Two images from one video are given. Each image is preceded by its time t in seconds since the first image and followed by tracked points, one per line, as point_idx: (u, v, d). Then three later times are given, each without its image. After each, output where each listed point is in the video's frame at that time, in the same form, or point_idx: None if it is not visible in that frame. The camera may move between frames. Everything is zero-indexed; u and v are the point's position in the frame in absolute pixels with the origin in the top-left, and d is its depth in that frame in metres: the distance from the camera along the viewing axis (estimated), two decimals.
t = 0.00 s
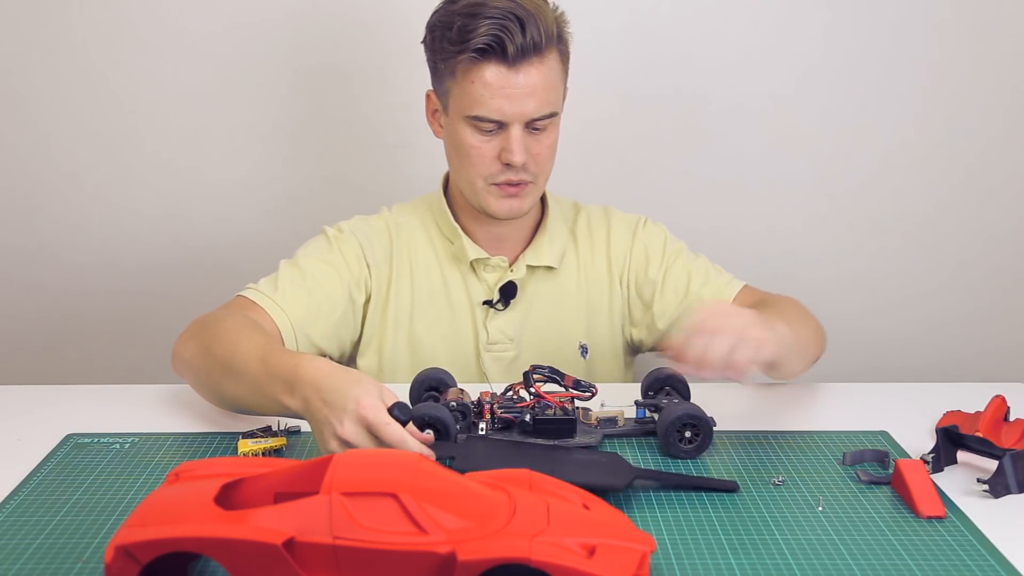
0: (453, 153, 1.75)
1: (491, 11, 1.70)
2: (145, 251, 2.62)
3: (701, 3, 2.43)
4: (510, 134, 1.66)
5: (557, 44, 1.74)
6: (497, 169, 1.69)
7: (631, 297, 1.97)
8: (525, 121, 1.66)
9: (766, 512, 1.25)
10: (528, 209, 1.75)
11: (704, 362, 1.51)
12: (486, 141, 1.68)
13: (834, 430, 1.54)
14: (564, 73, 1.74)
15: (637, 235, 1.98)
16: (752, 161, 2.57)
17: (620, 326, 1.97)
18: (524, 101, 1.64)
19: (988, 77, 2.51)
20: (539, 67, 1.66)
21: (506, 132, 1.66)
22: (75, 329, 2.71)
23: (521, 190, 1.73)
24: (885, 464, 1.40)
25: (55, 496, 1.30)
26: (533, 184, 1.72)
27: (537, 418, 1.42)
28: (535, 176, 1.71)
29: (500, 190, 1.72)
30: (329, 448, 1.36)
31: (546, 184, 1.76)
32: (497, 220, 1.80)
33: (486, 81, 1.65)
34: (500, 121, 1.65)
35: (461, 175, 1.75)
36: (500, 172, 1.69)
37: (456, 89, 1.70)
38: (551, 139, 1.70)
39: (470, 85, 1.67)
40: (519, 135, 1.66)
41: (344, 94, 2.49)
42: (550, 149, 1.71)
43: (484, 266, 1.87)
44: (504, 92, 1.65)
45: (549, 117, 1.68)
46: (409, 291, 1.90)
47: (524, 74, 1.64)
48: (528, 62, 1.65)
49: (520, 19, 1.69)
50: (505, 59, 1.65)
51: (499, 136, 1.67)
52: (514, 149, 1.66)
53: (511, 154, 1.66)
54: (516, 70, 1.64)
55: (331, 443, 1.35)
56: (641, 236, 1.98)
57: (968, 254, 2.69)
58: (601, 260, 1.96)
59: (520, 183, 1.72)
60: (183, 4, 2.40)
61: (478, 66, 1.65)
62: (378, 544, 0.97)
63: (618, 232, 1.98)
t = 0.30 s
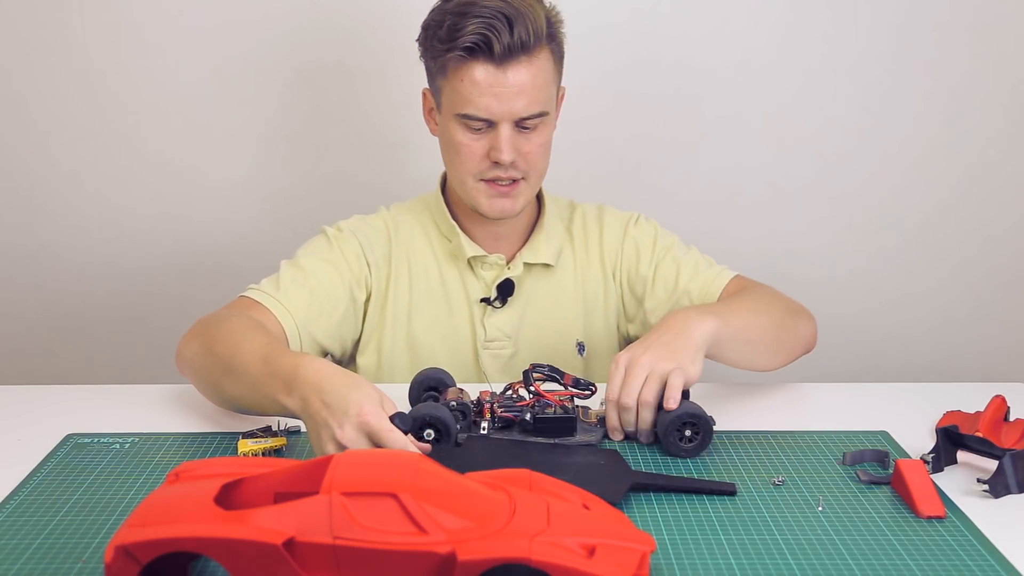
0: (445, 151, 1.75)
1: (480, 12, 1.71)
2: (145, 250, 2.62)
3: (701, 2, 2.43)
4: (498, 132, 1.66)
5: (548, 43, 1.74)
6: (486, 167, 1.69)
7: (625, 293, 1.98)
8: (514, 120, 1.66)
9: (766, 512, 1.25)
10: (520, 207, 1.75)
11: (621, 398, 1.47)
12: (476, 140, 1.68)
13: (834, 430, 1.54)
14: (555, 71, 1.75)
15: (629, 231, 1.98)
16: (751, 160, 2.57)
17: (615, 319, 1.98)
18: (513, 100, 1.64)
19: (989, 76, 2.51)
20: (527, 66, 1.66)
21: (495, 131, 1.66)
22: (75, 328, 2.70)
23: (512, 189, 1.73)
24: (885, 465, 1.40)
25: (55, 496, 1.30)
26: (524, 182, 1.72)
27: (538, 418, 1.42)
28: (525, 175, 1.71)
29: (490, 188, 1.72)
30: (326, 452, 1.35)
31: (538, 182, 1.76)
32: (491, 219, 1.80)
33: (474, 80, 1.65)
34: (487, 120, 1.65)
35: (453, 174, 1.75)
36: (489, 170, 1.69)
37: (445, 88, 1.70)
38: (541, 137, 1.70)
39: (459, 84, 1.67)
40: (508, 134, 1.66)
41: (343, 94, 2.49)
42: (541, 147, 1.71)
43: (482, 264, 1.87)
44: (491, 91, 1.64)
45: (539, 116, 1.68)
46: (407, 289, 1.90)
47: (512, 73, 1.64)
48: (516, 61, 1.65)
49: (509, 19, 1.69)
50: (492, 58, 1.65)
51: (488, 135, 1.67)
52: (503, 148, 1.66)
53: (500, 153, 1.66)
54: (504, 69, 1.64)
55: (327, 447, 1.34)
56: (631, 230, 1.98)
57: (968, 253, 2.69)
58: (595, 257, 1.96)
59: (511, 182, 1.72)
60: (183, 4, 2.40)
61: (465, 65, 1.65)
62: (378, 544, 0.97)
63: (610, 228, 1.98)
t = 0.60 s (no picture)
0: (439, 154, 1.75)
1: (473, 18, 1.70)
2: (145, 250, 2.62)
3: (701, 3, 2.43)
4: (491, 137, 1.66)
5: (543, 47, 1.73)
6: (479, 171, 1.70)
7: (629, 295, 1.98)
8: (507, 125, 1.66)
9: (766, 512, 1.25)
10: (514, 209, 1.76)
11: (624, 390, 1.48)
12: (469, 145, 1.68)
13: (834, 430, 1.54)
14: (550, 74, 1.74)
15: (631, 232, 1.98)
16: (751, 161, 2.57)
17: (615, 320, 1.98)
18: (506, 105, 1.64)
19: (989, 76, 2.51)
20: (519, 71, 1.65)
21: (488, 136, 1.66)
22: (75, 328, 2.70)
23: (506, 191, 1.73)
24: (885, 464, 1.40)
25: (55, 496, 1.30)
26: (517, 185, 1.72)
27: (546, 408, 1.45)
28: (519, 178, 1.71)
29: (484, 191, 1.73)
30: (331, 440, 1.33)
31: (532, 184, 1.76)
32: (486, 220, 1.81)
33: (467, 86, 1.65)
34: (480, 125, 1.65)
35: (447, 177, 1.75)
36: (482, 175, 1.70)
37: (439, 92, 1.70)
38: (535, 141, 1.70)
39: (452, 89, 1.67)
40: (502, 139, 1.66)
41: (343, 93, 2.49)
42: (535, 151, 1.71)
43: (479, 264, 1.86)
44: (484, 97, 1.64)
45: (532, 121, 1.67)
46: (404, 288, 1.90)
47: (504, 79, 1.64)
48: (509, 67, 1.65)
49: (502, 25, 1.68)
50: (484, 64, 1.64)
51: (481, 139, 1.67)
52: (496, 153, 1.66)
53: (492, 158, 1.66)
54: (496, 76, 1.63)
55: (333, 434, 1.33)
56: (634, 231, 1.98)
57: (968, 253, 2.69)
58: (595, 257, 1.96)
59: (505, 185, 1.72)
60: (183, 4, 2.40)
61: (458, 71, 1.65)
62: (378, 544, 0.97)
63: (612, 229, 1.99)
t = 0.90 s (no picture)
0: (439, 160, 1.75)
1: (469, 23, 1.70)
2: (145, 250, 2.62)
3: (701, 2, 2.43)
4: (491, 142, 1.65)
5: (540, 51, 1.74)
6: (480, 175, 1.69)
7: (628, 295, 1.98)
8: (506, 130, 1.65)
9: (766, 512, 1.25)
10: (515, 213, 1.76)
11: (616, 389, 1.48)
12: (469, 151, 1.68)
13: (834, 430, 1.54)
14: (547, 78, 1.74)
15: (630, 232, 1.98)
16: (751, 161, 2.57)
17: (615, 319, 1.98)
18: (505, 111, 1.64)
19: (989, 76, 2.51)
20: (518, 75, 1.65)
21: (487, 142, 1.66)
22: (75, 328, 2.70)
23: (507, 196, 1.73)
24: (885, 464, 1.40)
25: (55, 496, 1.30)
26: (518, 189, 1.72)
27: (539, 406, 1.46)
28: (519, 181, 1.71)
29: (486, 194, 1.72)
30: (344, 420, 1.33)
31: (533, 188, 1.76)
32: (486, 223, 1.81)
33: (466, 92, 1.65)
34: (480, 131, 1.65)
35: (447, 182, 1.75)
36: (483, 180, 1.69)
37: (438, 100, 1.70)
38: (535, 146, 1.70)
39: (450, 96, 1.66)
40: (502, 145, 1.65)
41: (344, 93, 2.49)
42: (535, 154, 1.71)
43: (479, 263, 1.86)
44: (483, 103, 1.64)
45: (532, 126, 1.67)
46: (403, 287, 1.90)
47: (503, 84, 1.64)
48: (507, 73, 1.64)
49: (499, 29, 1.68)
50: (483, 71, 1.64)
51: (481, 146, 1.67)
52: (496, 159, 1.66)
53: (493, 164, 1.66)
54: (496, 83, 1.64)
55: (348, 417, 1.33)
56: (633, 231, 1.98)
57: (968, 253, 2.69)
58: (595, 257, 1.96)
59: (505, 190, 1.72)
60: (183, 3, 2.40)
61: (456, 78, 1.65)
62: (378, 544, 0.97)
63: (611, 228, 1.98)
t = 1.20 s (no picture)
0: (499, 218, 1.63)
1: (562, 70, 1.52)
2: (145, 250, 2.62)
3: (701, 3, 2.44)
4: (564, 210, 1.54)
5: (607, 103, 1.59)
6: (546, 238, 1.59)
7: (653, 316, 1.98)
8: (580, 198, 1.53)
9: (766, 512, 1.25)
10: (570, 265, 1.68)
11: (737, 382, 1.51)
12: (539, 217, 1.56)
13: (835, 431, 1.54)
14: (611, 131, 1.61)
15: (658, 247, 1.96)
16: (751, 161, 2.57)
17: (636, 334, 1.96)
18: (581, 180, 1.51)
19: (989, 77, 2.52)
20: (598, 139, 1.52)
21: (559, 209, 1.54)
22: (75, 328, 2.70)
23: (566, 253, 1.64)
24: (885, 465, 1.40)
25: (55, 496, 1.30)
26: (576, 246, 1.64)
27: (538, 406, 1.46)
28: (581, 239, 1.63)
29: (547, 254, 1.63)
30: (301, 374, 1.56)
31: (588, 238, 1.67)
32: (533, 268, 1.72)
33: (541, 167, 1.49)
34: (554, 198, 1.52)
35: (508, 239, 1.64)
36: (550, 241, 1.59)
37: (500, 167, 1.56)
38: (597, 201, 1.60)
39: (522, 167, 1.51)
40: (575, 212, 1.54)
41: (344, 93, 2.49)
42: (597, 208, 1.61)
43: (498, 282, 1.83)
44: (561, 176, 1.49)
45: (599, 184, 1.56)
46: (405, 296, 1.88)
47: (586, 149, 1.49)
48: (587, 143, 1.50)
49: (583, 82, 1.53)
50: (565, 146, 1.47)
51: (551, 213, 1.55)
52: (568, 226, 1.55)
53: (565, 231, 1.55)
54: (575, 143, 1.47)
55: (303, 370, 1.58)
56: (661, 246, 1.96)
57: (968, 254, 2.69)
58: (622, 273, 1.95)
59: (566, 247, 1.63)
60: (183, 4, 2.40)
61: (533, 153, 1.48)
62: (378, 544, 0.97)
63: (638, 244, 1.96)
